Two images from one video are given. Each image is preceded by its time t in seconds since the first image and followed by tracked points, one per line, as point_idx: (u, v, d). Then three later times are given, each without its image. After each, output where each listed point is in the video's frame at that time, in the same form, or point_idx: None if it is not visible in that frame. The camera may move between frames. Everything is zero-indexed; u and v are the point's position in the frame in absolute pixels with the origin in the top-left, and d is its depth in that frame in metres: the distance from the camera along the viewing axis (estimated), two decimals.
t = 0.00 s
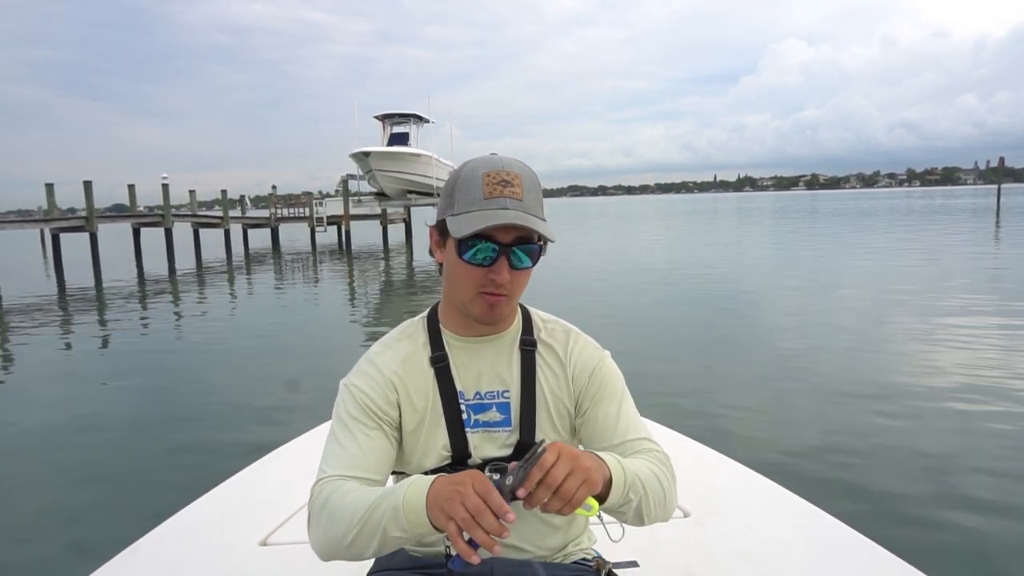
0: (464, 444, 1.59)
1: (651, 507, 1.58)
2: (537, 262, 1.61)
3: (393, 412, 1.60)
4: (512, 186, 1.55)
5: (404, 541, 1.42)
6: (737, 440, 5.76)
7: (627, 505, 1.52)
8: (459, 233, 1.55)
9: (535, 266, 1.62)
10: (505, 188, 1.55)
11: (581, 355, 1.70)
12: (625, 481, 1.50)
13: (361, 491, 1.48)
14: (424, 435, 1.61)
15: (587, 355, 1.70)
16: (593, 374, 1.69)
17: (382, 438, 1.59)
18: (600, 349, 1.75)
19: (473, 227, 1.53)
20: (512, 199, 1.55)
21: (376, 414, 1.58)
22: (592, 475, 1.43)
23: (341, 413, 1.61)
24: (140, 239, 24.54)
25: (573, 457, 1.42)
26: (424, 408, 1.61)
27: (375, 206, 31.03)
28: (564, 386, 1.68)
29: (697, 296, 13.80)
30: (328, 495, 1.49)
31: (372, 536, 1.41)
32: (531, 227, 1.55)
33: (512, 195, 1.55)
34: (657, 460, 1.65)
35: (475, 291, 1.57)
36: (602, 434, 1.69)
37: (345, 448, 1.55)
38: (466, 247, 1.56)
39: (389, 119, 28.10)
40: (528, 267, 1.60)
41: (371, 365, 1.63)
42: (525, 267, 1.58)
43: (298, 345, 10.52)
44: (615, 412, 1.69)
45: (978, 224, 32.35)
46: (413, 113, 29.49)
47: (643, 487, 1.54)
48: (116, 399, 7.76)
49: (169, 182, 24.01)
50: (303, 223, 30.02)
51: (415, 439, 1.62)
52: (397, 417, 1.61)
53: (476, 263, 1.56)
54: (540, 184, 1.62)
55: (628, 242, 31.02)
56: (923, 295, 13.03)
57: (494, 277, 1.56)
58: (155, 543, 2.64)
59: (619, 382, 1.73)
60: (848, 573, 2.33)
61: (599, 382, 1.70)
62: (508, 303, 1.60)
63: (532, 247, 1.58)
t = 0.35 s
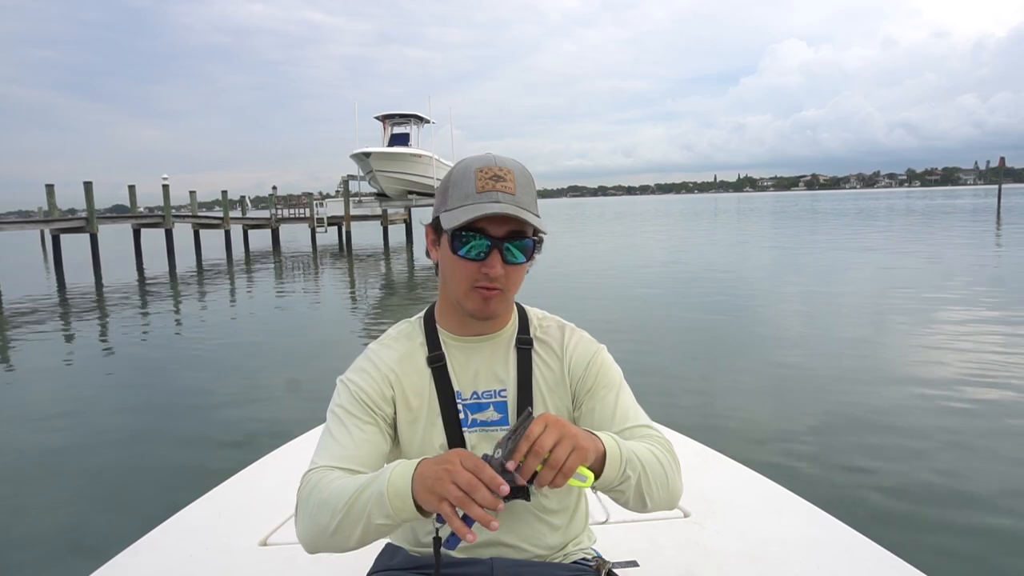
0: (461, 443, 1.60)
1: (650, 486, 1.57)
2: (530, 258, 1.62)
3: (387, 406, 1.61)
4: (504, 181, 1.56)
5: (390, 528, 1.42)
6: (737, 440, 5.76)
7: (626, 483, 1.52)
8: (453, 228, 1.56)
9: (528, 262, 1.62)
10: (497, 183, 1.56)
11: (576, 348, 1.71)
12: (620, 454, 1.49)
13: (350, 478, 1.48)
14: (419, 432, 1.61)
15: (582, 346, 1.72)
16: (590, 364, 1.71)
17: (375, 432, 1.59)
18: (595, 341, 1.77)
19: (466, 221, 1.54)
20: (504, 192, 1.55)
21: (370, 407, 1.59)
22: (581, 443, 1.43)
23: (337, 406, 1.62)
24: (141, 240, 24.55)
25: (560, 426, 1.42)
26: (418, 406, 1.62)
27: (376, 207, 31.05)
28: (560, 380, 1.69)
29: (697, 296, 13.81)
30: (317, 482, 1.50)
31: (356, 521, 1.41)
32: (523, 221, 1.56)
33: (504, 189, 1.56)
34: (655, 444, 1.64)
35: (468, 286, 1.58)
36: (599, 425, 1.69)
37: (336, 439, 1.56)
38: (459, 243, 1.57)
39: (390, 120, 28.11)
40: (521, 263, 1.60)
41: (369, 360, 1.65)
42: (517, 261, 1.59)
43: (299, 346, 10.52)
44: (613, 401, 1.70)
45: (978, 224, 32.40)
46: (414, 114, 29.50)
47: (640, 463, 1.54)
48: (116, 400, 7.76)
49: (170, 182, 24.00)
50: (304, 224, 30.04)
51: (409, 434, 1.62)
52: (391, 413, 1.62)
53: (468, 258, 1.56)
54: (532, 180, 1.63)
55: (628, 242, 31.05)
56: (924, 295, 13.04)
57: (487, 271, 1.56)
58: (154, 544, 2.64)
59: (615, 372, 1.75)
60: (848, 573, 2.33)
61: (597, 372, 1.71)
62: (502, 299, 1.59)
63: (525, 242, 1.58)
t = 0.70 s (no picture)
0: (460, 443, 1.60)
1: (647, 474, 1.58)
2: (526, 256, 1.61)
3: (386, 403, 1.61)
4: (496, 179, 1.56)
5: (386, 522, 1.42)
6: (738, 440, 5.76)
7: (620, 469, 1.53)
8: (446, 228, 1.57)
9: (524, 259, 1.62)
10: (489, 181, 1.55)
11: (573, 344, 1.71)
12: (613, 438, 1.51)
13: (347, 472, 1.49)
14: (417, 431, 1.62)
15: (580, 342, 1.73)
16: (587, 360, 1.72)
17: (373, 427, 1.60)
18: (593, 338, 1.77)
19: (458, 222, 1.55)
20: (496, 191, 1.55)
21: (370, 402, 1.60)
22: (572, 418, 1.43)
23: (336, 400, 1.62)
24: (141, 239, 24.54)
25: (551, 400, 1.41)
26: (417, 405, 1.62)
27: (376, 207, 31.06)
28: (557, 378, 1.70)
29: (698, 296, 13.82)
30: (313, 475, 1.50)
31: (352, 514, 1.41)
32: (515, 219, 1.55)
33: (496, 187, 1.55)
34: (653, 435, 1.65)
35: (463, 285, 1.58)
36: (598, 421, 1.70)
37: (335, 432, 1.56)
38: (453, 243, 1.57)
39: (391, 119, 28.12)
40: (515, 261, 1.60)
41: (370, 355, 1.66)
42: (512, 260, 1.58)
43: (300, 345, 10.52)
44: (611, 396, 1.71)
45: (977, 224, 32.47)
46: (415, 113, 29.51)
47: (634, 450, 1.55)
48: (117, 400, 7.76)
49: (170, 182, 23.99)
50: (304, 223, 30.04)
51: (408, 430, 1.63)
52: (390, 409, 1.62)
53: (462, 258, 1.56)
54: (526, 177, 1.62)
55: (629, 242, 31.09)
56: (924, 295, 13.06)
57: (481, 270, 1.57)
58: (152, 544, 2.64)
59: (613, 367, 1.75)
60: (848, 573, 2.33)
61: (594, 368, 1.72)
62: (498, 297, 1.60)
63: (519, 240, 1.58)
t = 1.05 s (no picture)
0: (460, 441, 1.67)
1: (667, 461, 1.63)
2: (523, 255, 1.67)
3: (384, 396, 1.69)
4: (492, 178, 1.62)
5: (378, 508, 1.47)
6: (732, 441, 5.82)
7: (640, 464, 1.59)
8: (443, 226, 1.63)
9: (521, 258, 1.68)
10: (485, 181, 1.62)
11: (570, 339, 1.80)
12: (634, 435, 1.56)
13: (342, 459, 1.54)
14: (416, 425, 1.69)
15: (577, 336, 1.81)
16: (586, 353, 1.79)
17: (371, 418, 1.66)
18: (590, 331, 1.85)
19: (454, 222, 1.61)
20: (492, 190, 1.61)
21: (368, 394, 1.67)
22: (589, 413, 1.50)
23: (336, 391, 1.69)
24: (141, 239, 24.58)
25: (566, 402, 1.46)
26: (415, 400, 1.70)
27: (377, 206, 31.11)
28: (558, 373, 1.77)
29: (697, 296, 13.87)
30: (310, 459, 1.55)
31: (345, 497, 1.46)
32: (510, 217, 1.61)
33: (492, 187, 1.61)
34: (659, 417, 1.70)
35: (461, 284, 1.65)
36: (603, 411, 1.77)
37: (334, 420, 1.62)
38: (450, 243, 1.63)
39: (391, 118, 28.14)
40: (513, 260, 1.65)
41: (370, 350, 1.73)
42: (508, 259, 1.64)
43: (301, 345, 10.56)
44: (613, 384, 1.77)
45: (977, 224, 32.50)
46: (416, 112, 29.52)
47: (654, 444, 1.60)
48: (118, 399, 7.82)
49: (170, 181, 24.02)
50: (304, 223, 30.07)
51: (406, 426, 1.70)
52: (389, 403, 1.70)
53: (459, 257, 1.63)
54: (523, 175, 1.68)
55: (629, 241, 31.12)
56: (923, 295, 13.10)
57: (478, 270, 1.63)
58: (154, 544, 2.70)
59: (612, 357, 1.82)
60: (846, 572, 2.40)
61: (594, 361, 1.79)
62: (496, 296, 1.66)
63: (516, 239, 1.64)
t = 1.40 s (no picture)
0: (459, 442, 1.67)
1: (681, 439, 1.63)
2: (520, 254, 1.67)
3: (384, 389, 1.69)
4: (485, 177, 1.62)
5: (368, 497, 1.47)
6: (733, 441, 5.81)
7: (657, 452, 1.58)
8: (439, 227, 1.63)
9: (518, 257, 1.68)
10: (479, 180, 1.62)
11: (567, 332, 1.80)
12: (644, 424, 1.56)
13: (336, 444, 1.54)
14: (415, 420, 1.69)
15: (574, 326, 1.82)
16: (585, 342, 1.80)
17: (369, 409, 1.66)
18: (587, 323, 1.86)
19: (450, 222, 1.61)
20: (485, 189, 1.61)
21: (368, 385, 1.67)
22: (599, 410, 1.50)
23: (336, 379, 1.69)
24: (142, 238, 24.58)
25: (569, 391, 1.46)
26: (415, 394, 1.70)
27: (377, 206, 31.10)
28: (559, 365, 1.78)
29: (698, 296, 13.87)
30: (304, 443, 1.55)
31: (335, 481, 1.46)
32: (506, 215, 1.61)
33: (486, 186, 1.61)
34: (665, 396, 1.71)
35: (459, 284, 1.64)
36: (609, 395, 1.77)
37: (332, 407, 1.62)
38: (446, 243, 1.63)
39: (392, 118, 28.12)
40: (510, 258, 1.65)
41: (373, 344, 1.73)
42: (505, 257, 1.64)
43: (301, 345, 10.54)
44: (615, 369, 1.78)
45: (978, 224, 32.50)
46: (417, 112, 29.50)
47: (665, 428, 1.59)
48: (117, 400, 7.81)
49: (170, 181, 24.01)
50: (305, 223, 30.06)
51: (404, 422, 1.70)
52: (388, 397, 1.70)
53: (456, 257, 1.63)
54: (516, 173, 1.68)
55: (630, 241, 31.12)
56: (924, 295, 13.10)
57: (475, 269, 1.63)
58: (154, 544, 2.70)
59: (611, 344, 1.83)
60: (845, 572, 2.40)
61: (594, 350, 1.80)
62: (495, 295, 1.66)
63: (513, 236, 1.64)
